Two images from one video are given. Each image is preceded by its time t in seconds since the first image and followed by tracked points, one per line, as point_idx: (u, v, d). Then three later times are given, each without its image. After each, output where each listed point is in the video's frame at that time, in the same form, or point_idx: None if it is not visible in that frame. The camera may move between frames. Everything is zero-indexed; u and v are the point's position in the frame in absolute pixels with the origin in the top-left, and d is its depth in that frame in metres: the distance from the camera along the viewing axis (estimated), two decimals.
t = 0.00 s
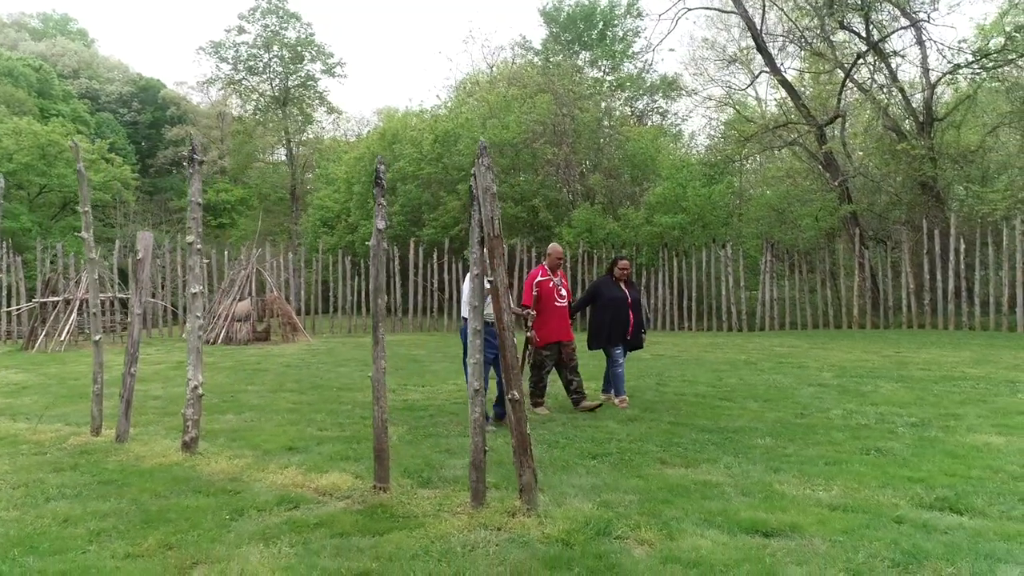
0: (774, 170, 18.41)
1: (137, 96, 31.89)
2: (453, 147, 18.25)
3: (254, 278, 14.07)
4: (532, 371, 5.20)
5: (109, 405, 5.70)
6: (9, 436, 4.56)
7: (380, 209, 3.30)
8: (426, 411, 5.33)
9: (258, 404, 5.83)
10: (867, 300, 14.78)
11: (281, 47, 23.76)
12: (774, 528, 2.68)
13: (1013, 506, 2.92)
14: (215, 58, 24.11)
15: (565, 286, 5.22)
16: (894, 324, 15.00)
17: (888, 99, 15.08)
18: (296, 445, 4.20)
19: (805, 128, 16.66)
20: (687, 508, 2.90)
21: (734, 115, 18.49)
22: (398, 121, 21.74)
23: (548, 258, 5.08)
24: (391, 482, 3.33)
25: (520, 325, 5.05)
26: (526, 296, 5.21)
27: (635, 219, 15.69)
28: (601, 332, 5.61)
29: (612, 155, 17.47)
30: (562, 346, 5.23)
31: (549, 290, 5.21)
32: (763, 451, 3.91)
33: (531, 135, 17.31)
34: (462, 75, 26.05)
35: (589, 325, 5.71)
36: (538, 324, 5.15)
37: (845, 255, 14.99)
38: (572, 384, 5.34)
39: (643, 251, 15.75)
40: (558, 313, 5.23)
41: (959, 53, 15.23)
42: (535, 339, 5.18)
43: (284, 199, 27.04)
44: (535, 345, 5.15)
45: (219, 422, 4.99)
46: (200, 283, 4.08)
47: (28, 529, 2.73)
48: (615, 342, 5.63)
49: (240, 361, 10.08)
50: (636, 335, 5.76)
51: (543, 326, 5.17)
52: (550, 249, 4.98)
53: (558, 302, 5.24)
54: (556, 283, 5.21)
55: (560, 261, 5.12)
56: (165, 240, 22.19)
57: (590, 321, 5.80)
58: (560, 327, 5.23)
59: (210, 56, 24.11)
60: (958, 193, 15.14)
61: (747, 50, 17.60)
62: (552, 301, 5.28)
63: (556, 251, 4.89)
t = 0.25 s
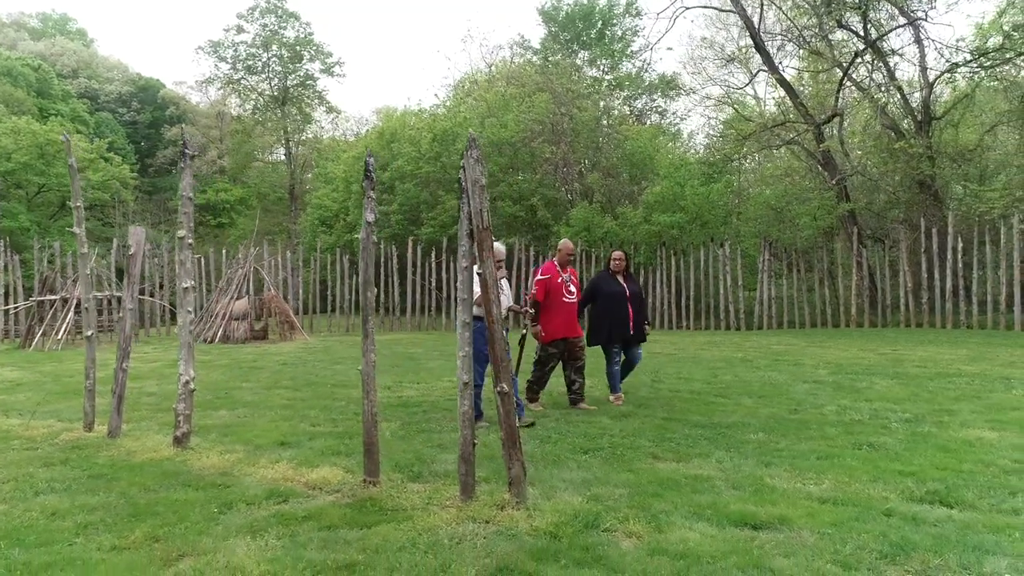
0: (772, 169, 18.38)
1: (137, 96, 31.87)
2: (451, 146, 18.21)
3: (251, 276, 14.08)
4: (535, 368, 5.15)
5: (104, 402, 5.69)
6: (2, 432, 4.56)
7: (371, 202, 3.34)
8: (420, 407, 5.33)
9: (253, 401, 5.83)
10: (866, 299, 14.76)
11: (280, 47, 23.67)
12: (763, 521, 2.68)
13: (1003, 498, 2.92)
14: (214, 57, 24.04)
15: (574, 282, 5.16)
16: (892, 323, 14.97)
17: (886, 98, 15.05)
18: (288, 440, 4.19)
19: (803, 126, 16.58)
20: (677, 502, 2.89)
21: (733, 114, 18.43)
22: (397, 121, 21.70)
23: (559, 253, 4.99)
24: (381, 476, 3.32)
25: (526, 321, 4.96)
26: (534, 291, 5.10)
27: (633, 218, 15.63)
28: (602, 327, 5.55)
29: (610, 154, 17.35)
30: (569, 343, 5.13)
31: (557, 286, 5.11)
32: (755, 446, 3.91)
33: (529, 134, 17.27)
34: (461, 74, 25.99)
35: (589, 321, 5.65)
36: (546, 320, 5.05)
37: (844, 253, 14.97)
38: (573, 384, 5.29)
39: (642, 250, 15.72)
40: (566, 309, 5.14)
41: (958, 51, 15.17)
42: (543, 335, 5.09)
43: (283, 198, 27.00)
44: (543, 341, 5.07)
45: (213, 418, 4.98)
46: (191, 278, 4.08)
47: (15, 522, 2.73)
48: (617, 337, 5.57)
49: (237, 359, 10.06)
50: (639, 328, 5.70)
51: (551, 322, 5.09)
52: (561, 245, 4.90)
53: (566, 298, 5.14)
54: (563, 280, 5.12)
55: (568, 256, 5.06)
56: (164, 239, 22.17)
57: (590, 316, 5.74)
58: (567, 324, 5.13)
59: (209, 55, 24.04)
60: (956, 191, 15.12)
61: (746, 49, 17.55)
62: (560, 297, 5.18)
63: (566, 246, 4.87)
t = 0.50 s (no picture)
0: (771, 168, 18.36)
1: (136, 95, 31.86)
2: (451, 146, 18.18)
3: (249, 276, 14.05)
4: (546, 363, 5.12)
5: (100, 400, 5.68)
6: None
7: (364, 198, 3.36)
8: (415, 405, 5.32)
9: (250, 399, 5.82)
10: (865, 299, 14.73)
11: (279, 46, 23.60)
12: (756, 517, 2.67)
13: (997, 495, 2.91)
14: (213, 57, 24.02)
15: (584, 278, 5.18)
16: (891, 322, 14.95)
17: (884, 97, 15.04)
18: (283, 438, 4.19)
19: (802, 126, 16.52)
20: (669, 498, 2.88)
21: (734, 114, 18.37)
22: (396, 120, 21.68)
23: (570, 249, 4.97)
24: (375, 473, 3.32)
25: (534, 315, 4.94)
26: (542, 285, 5.09)
27: (632, 217, 15.58)
28: (605, 324, 5.51)
29: (609, 154, 17.25)
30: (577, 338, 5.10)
31: (566, 281, 5.10)
32: (750, 444, 3.90)
33: (528, 133, 17.25)
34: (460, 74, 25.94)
35: (591, 318, 5.61)
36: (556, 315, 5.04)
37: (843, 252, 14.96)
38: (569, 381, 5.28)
39: (640, 249, 15.69)
40: (574, 304, 5.12)
41: (956, 50, 15.15)
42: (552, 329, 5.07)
43: (282, 198, 26.98)
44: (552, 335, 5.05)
45: (208, 416, 4.98)
46: (186, 276, 4.06)
47: (6, 518, 2.72)
48: (619, 334, 5.53)
49: (234, 358, 10.05)
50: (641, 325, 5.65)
51: (561, 317, 5.06)
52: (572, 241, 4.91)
53: (574, 294, 5.12)
54: (571, 275, 5.12)
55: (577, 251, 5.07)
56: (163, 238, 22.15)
57: (592, 314, 5.71)
58: (576, 319, 5.10)
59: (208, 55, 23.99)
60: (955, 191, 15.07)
61: (745, 48, 17.52)
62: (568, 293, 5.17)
63: (577, 242, 4.87)
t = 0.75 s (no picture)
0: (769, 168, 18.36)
1: (136, 95, 31.86)
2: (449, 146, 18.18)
3: (247, 275, 14.04)
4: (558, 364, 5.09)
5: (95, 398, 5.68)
6: None
7: (358, 195, 3.38)
8: (412, 403, 5.31)
9: (247, 397, 5.82)
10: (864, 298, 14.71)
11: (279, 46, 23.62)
12: (749, 514, 2.67)
13: (991, 491, 2.91)
14: (213, 57, 24.01)
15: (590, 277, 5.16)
16: (889, 322, 14.92)
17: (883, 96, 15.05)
18: (278, 435, 4.18)
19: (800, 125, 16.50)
20: (663, 495, 2.88)
21: (733, 115, 18.37)
22: (396, 120, 21.68)
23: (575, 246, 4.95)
24: (369, 470, 3.31)
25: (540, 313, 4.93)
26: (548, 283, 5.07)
27: (631, 217, 15.56)
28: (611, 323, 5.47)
29: (608, 153, 17.23)
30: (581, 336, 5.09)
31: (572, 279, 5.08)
32: (745, 441, 3.90)
33: (527, 132, 17.23)
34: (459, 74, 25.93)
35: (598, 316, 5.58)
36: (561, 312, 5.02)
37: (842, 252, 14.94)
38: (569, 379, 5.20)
39: (639, 249, 15.69)
40: (579, 302, 5.10)
41: (955, 50, 15.14)
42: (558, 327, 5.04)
43: (282, 198, 26.97)
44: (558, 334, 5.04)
45: (203, 414, 4.97)
46: (180, 273, 4.05)
47: None
48: (624, 331, 5.49)
49: (232, 356, 10.06)
50: (647, 324, 5.62)
51: (567, 315, 5.04)
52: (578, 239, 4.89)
53: (579, 291, 5.10)
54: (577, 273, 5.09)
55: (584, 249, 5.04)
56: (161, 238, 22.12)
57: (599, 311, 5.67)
58: (581, 317, 5.09)
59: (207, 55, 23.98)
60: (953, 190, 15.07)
61: (744, 48, 17.52)
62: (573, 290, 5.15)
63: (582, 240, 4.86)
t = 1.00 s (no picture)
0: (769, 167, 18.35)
1: (136, 95, 31.83)
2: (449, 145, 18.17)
3: (246, 274, 14.04)
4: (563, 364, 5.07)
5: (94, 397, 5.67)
6: None
7: (353, 192, 3.40)
8: (409, 402, 5.31)
9: (245, 396, 5.81)
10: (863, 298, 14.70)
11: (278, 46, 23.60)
12: (745, 511, 2.67)
13: (988, 489, 2.91)
14: (212, 57, 23.99)
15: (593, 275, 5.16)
16: (888, 321, 14.91)
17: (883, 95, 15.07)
18: (275, 434, 4.18)
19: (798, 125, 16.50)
20: (659, 492, 2.88)
21: (732, 115, 18.35)
22: (395, 120, 21.65)
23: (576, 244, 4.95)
24: (366, 468, 3.31)
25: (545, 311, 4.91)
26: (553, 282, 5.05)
27: (630, 216, 15.55)
28: (618, 322, 5.44)
29: (608, 153, 17.23)
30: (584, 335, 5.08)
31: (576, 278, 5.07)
32: (743, 439, 3.90)
33: (527, 132, 17.21)
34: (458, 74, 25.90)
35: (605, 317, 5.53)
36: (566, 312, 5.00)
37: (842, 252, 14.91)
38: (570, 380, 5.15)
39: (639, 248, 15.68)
40: (585, 301, 5.08)
41: (955, 49, 15.14)
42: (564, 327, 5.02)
43: (281, 198, 26.95)
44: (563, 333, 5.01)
45: (201, 412, 4.97)
46: (177, 271, 4.05)
47: None
48: (632, 331, 5.45)
49: (230, 356, 10.04)
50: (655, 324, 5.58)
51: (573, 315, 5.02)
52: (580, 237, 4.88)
53: (584, 290, 5.09)
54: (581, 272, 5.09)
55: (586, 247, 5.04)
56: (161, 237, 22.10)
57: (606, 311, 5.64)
58: (586, 317, 5.07)
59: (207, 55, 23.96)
60: (953, 190, 15.06)
61: (744, 48, 17.49)
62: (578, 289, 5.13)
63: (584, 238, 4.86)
